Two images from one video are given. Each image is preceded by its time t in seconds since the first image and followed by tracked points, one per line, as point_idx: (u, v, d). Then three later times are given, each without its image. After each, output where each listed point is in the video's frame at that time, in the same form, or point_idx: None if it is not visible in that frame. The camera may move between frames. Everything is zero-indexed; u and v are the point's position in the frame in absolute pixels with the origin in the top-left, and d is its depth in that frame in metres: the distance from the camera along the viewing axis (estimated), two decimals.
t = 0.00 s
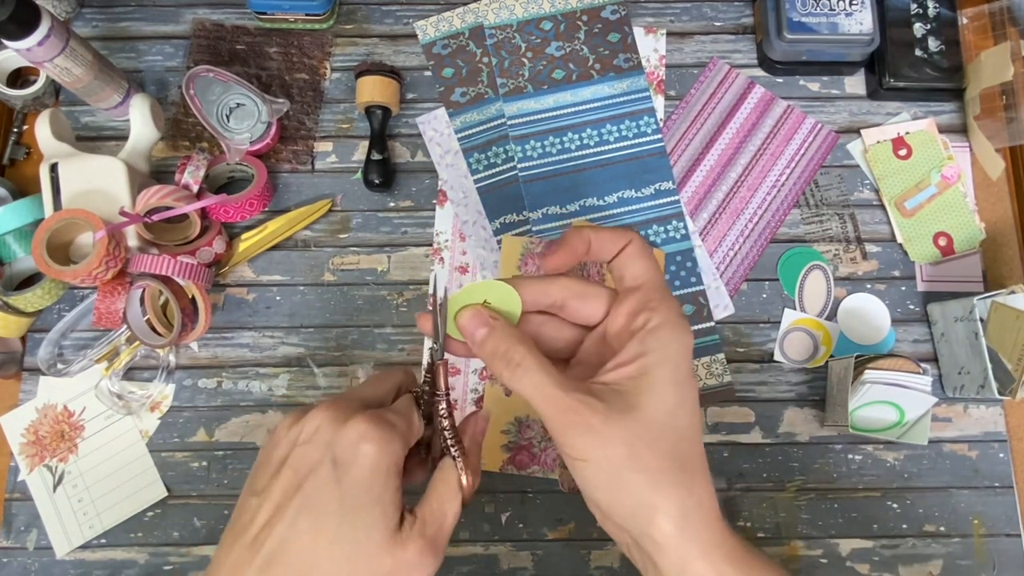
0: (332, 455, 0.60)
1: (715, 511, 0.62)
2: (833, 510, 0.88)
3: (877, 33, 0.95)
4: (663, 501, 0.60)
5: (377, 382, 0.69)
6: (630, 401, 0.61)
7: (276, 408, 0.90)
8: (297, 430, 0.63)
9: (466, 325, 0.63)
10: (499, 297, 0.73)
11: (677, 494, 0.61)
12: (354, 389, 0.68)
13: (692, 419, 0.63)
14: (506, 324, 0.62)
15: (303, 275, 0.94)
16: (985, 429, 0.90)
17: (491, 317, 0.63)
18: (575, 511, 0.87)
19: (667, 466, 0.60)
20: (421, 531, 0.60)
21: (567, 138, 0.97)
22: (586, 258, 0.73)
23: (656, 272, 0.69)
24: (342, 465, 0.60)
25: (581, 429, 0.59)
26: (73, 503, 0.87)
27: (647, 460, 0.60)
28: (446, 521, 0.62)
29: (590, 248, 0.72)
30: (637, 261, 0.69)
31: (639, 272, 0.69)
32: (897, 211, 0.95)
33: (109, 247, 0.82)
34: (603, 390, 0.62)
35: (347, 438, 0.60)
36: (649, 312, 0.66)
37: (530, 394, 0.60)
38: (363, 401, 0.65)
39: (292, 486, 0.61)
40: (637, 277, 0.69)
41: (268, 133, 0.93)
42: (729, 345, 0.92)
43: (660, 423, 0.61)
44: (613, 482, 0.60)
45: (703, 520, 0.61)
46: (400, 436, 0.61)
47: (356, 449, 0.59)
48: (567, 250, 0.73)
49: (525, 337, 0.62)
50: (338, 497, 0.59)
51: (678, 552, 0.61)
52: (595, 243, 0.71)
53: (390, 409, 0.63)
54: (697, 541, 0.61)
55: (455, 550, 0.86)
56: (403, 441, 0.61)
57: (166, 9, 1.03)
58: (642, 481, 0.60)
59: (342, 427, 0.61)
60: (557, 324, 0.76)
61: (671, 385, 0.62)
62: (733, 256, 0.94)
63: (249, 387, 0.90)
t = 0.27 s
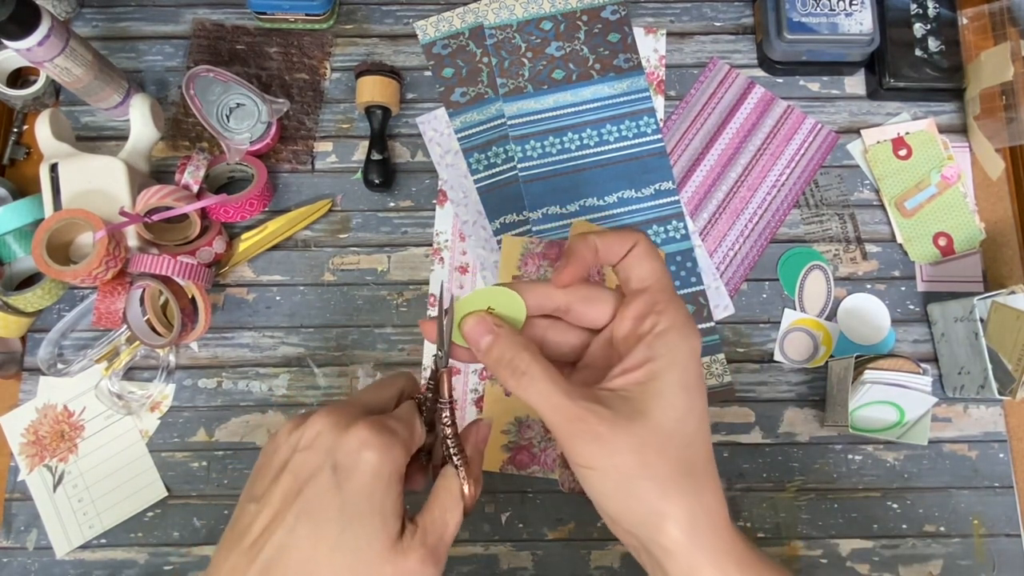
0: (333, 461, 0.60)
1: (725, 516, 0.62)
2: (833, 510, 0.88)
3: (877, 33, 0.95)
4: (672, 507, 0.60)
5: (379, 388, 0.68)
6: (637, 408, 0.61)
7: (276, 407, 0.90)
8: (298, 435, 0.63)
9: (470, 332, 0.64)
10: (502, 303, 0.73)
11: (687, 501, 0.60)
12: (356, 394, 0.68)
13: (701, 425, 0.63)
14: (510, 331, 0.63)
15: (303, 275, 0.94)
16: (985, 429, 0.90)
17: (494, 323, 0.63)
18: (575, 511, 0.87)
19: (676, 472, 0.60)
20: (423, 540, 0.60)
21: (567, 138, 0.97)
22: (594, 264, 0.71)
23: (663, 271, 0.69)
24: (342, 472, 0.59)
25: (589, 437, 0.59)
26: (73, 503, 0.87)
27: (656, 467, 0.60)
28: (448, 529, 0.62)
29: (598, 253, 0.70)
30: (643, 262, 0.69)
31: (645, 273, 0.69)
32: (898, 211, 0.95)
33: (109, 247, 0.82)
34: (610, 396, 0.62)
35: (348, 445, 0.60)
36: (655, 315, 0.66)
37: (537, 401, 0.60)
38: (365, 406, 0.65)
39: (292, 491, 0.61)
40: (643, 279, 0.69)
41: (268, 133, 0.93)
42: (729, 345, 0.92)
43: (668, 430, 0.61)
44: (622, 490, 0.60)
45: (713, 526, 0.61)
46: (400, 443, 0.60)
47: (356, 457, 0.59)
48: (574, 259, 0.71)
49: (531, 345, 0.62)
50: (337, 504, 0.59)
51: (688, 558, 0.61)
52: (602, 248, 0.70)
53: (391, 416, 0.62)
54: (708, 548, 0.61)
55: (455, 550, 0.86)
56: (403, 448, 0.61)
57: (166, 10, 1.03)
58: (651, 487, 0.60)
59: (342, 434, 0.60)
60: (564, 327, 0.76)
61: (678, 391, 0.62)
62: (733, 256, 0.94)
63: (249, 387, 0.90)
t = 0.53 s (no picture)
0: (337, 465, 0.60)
1: (731, 519, 0.62)
2: (833, 510, 0.88)
3: (877, 33, 0.95)
4: (680, 511, 0.60)
5: (382, 391, 0.68)
6: (644, 411, 0.61)
7: (276, 407, 0.90)
8: (302, 438, 0.62)
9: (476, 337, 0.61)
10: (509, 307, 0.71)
11: (694, 504, 0.61)
12: (360, 398, 0.68)
13: (706, 428, 0.63)
14: (515, 334, 0.61)
15: (303, 276, 0.94)
16: (985, 429, 0.90)
17: (500, 326, 0.61)
18: (575, 511, 0.87)
19: (683, 476, 0.61)
20: (426, 545, 0.60)
21: (567, 138, 0.97)
22: (597, 267, 0.70)
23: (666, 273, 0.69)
24: (346, 476, 0.59)
25: (597, 441, 0.59)
26: (73, 503, 0.87)
27: (663, 471, 0.60)
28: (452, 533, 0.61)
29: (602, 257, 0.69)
30: (647, 265, 0.69)
31: (648, 276, 0.69)
32: (898, 211, 0.95)
33: (109, 246, 0.82)
34: (616, 400, 0.62)
35: (352, 449, 0.59)
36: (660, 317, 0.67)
37: (544, 406, 0.59)
38: (368, 410, 0.65)
39: (295, 495, 0.61)
40: (646, 281, 0.69)
41: (268, 133, 0.93)
42: (729, 344, 0.92)
43: (674, 433, 0.61)
44: (629, 494, 0.60)
45: (720, 529, 0.61)
46: (404, 447, 0.60)
47: (360, 460, 0.59)
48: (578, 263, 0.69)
49: (536, 348, 0.60)
50: (341, 508, 0.59)
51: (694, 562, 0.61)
52: (605, 251, 0.69)
53: (394, 420, 0.62)
54: (715, 551, 0.61)
55: (455, 550, 0.86)
56: (407, 452, 0.61)
57: (166, 10, 1.03)
58: (658, 491, 0.60)
59: (346, 438, 0.60)
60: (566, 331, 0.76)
61: (684, 393, 0.62)
62: (733, 256, 0.94)
63: (249, 387, 0.90)
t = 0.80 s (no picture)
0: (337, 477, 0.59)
1: (734, 527, 0.62)
2: (833, 510, 0.88)
3: (877, 33, 0.95)
4: (683, 520, 0.60)
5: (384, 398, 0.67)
6: (646, 420, 0.61)
7: (276, 407, 0.90)
8: (301, 449, 0.62)
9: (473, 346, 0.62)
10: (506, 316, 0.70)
11: (697, 513, 0.61)
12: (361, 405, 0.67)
13: (709, 436, 0.63)
14: (515, 343, 0.61)
15: (303, 276, 0.94)
16: (985, 429, 0.90)
17: (499, 335, 0.61)
18: (575, 511, 0.87)
19: (686, 484, 0.60)
20: (425, 555, 0.60)
21: (567, 138, 0.97)
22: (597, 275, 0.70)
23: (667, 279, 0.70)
24: (345, 487, 0.59)
25: (600, 450, 0.59)
26: (73, 503, 0.87)
27: (666, 480, 0.60)
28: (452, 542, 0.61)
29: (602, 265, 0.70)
30: (646, 272, 0.69)
31: (648, 284, 0.69)
32: (898, 211, 0.95)
33: (109, 246, 0.82)
34: (618, 409, 0.62)
35: (351, 460, 0.59)
36: (661, 325, 0.67)
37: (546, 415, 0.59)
38: (368, 419, 0.64)
39: (294, 507, 0.61)
40: (646, 289, 0.69)
41: (268, 133, 0.93)
42: (729, 344, 0.92)
43: (676, 441, 0.61)
44: (633, 505, 0.60)
45: (723, 536, 0.61)
46: (404, 457, 0.60)
47: (360, 472, 0.59)
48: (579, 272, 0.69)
49: (536, 356, 0.61)
50: (339, 520, 0.58)
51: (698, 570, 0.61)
52: (604, 259, 0.70)
53: (394, 429, 0.62)
54: (718, 559, 0.61)
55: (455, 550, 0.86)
56: (408, 461, 0.60)
57: (166, 10, 1.03)
58: (661, 501, 0.60)
59: (345, 449, 0.60)
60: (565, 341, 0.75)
61: (686, 401, 0.62)
62: (733, 257, 0.94)
63: (249, 387, 0.90)
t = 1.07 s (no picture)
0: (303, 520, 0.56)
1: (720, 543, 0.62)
2: (833, 509, 0.88)
3: (877, 33, 0.95)
4: (664, 541, 0.60)
5: (358, 432, 0.65)
6: (627, 437, 0.61)
7: (276, 407, 0.90)
8: (268, 489, 0.59)
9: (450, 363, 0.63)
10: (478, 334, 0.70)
11: (679, 533, 0.60)
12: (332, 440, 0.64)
13: (692, 451, 0.62)
14: (489, 360, 0.61)
15: (303, 275, 0.94)
16: (985, 429, 0.90)
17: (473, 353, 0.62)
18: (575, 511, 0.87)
19: (666, 503, 0.60)
20: None
21: (567, 138, 0.97)
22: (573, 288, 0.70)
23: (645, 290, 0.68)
24: (309, 530, 0.55)
25: (578, 470, 0.59)
26: (73, 503, 0.87)
27: (645, 499, 0.60)
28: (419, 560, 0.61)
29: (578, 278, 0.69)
30: (622, 284, 0.68)
31: (626, 297, 0.68)
32: (898, 211, 0.95)
33: (109, 246, 0.82)
34: (598, 426, 0.62)
35: (313, 502, 0.55)
36: (642, 339, 0.66)
37: (521, 435, 0.58)
38: (338, 455, 0.61)
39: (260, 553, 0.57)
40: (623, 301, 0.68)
41: (268, 133, 0.93)
42: (729, 344, 0.92)
43: (656, 459, 0.60)
44: (614, 524, 0.60)
45: (708, 556, 0.61)
46: (371, 494, 0.56)
47: (323, 514, 0.55)
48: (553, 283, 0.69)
49: (513, 374, 0.60)
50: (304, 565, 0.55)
51: None
52: (580, 271, 0.68)
53: (361, 465, 0.59)
54: None
55: (455, 550, 0.86)
56: (376, 498, 0.57)
57: (166, 10, 1.03)
58: (641, 521, 0.60)
59: (309, 486, 0.56)
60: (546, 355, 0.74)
61: (667, 417, 0.62)
62: (733, 257, 0.94)
63: (249, 387, 0.90)
